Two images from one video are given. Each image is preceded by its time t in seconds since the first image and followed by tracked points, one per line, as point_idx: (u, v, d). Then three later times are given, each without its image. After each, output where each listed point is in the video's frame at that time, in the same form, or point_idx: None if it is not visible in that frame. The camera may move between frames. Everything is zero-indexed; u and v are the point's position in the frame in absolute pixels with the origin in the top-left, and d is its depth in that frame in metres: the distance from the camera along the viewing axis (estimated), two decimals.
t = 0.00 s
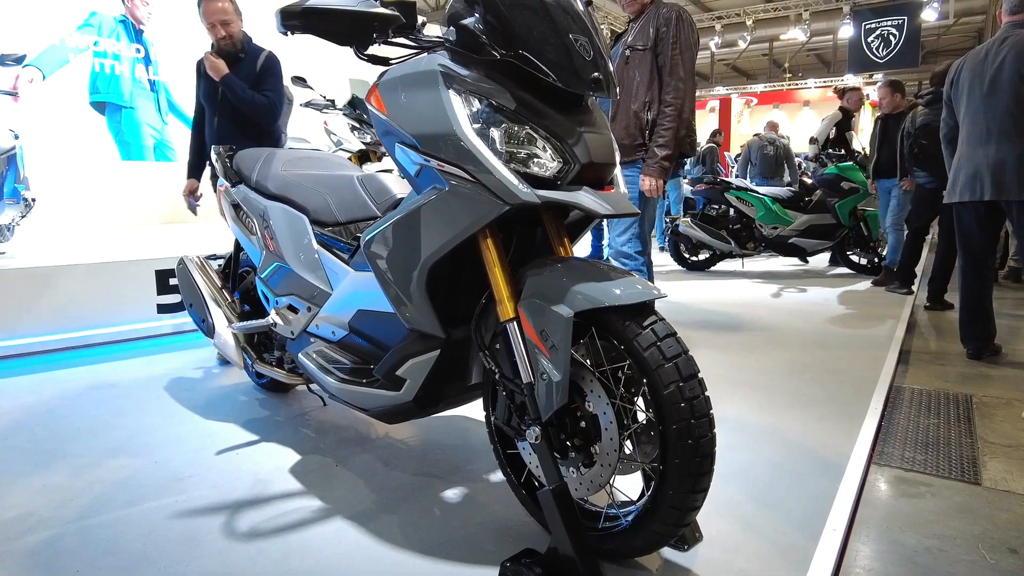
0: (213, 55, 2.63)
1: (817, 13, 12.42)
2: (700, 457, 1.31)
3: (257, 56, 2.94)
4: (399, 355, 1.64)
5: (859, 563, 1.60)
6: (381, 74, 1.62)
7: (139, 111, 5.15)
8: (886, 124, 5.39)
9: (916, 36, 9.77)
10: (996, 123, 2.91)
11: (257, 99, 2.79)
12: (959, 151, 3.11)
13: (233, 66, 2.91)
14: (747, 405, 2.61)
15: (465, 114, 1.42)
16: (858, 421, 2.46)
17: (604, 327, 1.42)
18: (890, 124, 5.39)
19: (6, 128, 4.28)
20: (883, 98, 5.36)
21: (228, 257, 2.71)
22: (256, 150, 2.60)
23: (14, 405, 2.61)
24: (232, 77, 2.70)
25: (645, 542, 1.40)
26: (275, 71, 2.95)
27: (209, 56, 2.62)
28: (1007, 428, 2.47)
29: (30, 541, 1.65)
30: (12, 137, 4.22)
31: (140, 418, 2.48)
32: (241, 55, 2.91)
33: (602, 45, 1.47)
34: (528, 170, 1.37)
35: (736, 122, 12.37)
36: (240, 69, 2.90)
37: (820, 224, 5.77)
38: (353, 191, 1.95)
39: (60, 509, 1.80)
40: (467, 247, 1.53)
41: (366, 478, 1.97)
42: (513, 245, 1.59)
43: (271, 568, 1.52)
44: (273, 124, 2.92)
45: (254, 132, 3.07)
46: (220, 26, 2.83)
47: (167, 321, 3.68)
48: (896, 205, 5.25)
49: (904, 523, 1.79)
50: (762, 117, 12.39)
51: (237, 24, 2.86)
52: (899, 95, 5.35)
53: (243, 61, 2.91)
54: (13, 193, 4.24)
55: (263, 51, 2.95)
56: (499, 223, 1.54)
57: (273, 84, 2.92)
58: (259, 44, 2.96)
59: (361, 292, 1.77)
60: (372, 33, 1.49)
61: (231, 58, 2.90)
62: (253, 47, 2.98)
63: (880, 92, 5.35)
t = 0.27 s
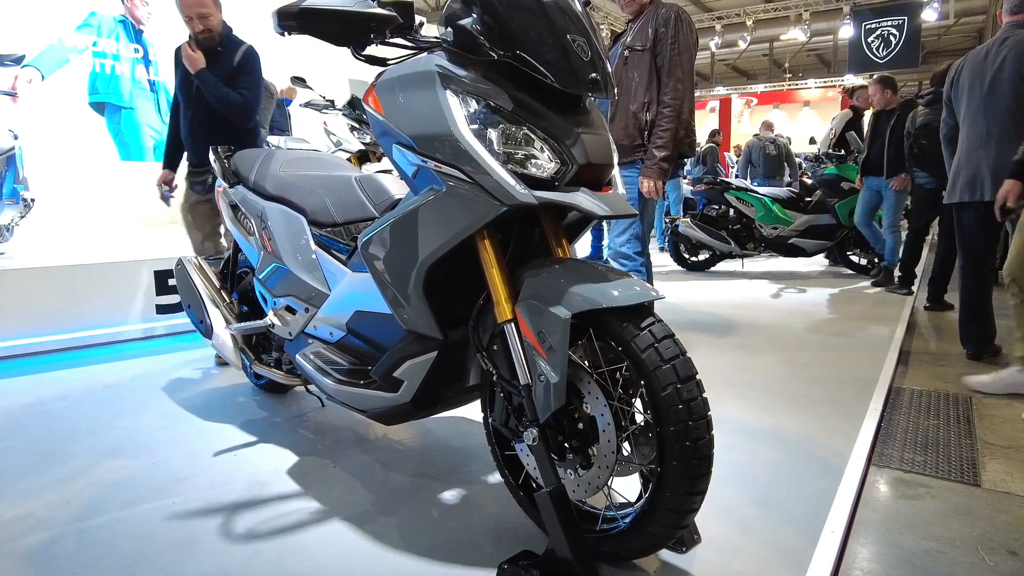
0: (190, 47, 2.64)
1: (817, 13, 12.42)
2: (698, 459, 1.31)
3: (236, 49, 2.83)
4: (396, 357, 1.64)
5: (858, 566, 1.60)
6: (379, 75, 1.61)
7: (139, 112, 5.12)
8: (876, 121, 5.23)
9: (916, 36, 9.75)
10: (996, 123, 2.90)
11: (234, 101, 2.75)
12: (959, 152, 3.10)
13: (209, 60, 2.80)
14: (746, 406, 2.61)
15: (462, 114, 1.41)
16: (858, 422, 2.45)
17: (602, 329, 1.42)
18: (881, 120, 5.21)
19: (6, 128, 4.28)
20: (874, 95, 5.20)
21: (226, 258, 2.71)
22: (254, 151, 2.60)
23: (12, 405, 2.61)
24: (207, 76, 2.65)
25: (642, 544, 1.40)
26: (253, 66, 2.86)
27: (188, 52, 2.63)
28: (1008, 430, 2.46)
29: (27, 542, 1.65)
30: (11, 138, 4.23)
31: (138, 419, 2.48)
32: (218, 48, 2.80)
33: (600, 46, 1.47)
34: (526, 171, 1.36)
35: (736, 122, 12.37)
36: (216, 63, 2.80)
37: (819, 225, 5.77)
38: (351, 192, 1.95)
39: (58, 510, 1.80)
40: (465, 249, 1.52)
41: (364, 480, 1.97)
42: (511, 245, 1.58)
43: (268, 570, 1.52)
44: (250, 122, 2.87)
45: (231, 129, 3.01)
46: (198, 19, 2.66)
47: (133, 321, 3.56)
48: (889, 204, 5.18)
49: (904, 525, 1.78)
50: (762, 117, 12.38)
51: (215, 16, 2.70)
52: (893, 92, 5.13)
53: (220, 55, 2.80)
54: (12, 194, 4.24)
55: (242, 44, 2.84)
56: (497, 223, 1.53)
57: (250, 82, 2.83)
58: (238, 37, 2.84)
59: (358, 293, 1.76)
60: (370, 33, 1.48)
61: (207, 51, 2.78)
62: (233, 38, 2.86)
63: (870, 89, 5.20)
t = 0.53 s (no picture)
0: (160, 44, 2.72)
1: (817, 13, 12.41)
2: (694, 461, 1.30)
3: (205, 44, 2.89)
4: (393, 358, 1.63)
5: (856, 567, 1.59)
6: (375, 75, 1.61)
7: (138, 112, 4.94)
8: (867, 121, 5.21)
9: (917, 36, 9.75)
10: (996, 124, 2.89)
11: (203, 96, 2.80)
12: (959, 153, 3.09)
13: (180, 55, 2.86)
14: (744, 407, 2.60)
15: (458, 115, 1.41)
16: (856, 422, 2.45)
17: (599, 330, 1.41)
18: (870, 120, 5.21)
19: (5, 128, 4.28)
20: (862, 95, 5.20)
21: (224, 259, 2.71)
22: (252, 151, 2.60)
23: (10, 406, 2.60)
24: (176, 73, 2.72)
25: (638, 546, 1.39)
26: (224, 59, 2.93)
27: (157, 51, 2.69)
28: (1006, 430, 2.46)
29: (22, 543, 1.64)
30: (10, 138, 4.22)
31: (135, 420, 2.47)
32: (189, 43, 2.87)
33: (597, 47, 1.47)
34: (522, 172, 1.36)
35: (736, 122, 12.36)
36: (187, 58, 2.87)
37: (821, 225, 5.83)
38: (348, 193, 1.94)
39: (54, 512, 1.79)
40: (461, 249, 1.52)
41: (360, 480, 1.96)
42: (508, 246, 1.58)
43: (264, 571, 1.51)
44: (221, 117, 2.92)
45: (204, 125, 3.09)
46: (164, 15, 2.74)
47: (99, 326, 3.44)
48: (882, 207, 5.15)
49: (902, 526, 1.78)
50: (762, 117, 12.38)
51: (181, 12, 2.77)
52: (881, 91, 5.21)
53: (191, 50, 2.87)
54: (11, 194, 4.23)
55: (213, 37, 2.91)
56: (493, 224, 1.53)
57: (220, 76, 2.89)
58: (209, 29, 2.91)
59: (355, 294, 1.76)
60: (365, 34, 1.49)
61: (178, 46, 2.85)
62: (204, 31, 2.92)
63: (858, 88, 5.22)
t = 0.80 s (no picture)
0: (119, 44, 2.76)
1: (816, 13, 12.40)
2: (690, 461, 1.30)
3: (165, 40, 2.83)
4: (389, 358, 1.63)
5: (853, 568, 1.59)
6: (371, 74, 1.61)
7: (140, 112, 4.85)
8: (850, 124, 5.12)
9: (916, 36, 9.74)
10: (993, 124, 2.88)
11: (166, 94, 2.79)
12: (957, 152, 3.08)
13: (139, 52, 2.80)
14: (743, 407, 2.60)
15: (454, 114, 1.41)
16: (854, 422, 2.44)
17: (595, 330, 1.41)
18: (854, 121, 5.11)
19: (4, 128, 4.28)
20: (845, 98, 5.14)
21: (222, 258, 2.70)
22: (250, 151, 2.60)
23: (8, 406, 2.60)
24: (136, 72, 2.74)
25: (635, 546, 1.39)
26: (186, 55, 2.87)
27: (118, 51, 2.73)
28: (1005, 430, 2.45)
29: (18, 543, 1.64)
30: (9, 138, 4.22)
31: (133, 420, 2.47)
32: (146, 40, 2.80)
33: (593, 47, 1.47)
34: (518, 171, 1.36)
35: (736, 122, 12.36)
36: (147, 57, 2.81)
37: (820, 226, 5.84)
38: (345, 193, 1.94)
39: (49, 512, 1.79)
40: (457, 249, 1.51)
41: (357, 481, 1.96)
42: (504, 246, 1.58)
43: (259, 572, 1.51)
44: (186, 115, 2.90)
45: (168, 125, 2.98)
46: (119, 13, 2.69)
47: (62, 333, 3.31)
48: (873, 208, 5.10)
49: (900, 527, 1.77)
50: (761, 117, 12.37)
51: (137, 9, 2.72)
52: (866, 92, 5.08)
53: (149, 48, 2.80)
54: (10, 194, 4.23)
55: (171, 32, 2.84)
56: (489, 223, 1.52)
57: (182, 73, 2.85)
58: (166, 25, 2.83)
59: (351, 294, 1.76)
60: (361, 33, 1.48)
61: (138, 45, 2.79)
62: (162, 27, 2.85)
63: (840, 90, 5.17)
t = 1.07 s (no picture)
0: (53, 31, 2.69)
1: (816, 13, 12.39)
2: (688, 462, 1.29)
3: (103, 30, 2.81)
4: (386, 358, 1.62)
5: (852, 569, 1.58)
6: (368, 74, 1.60)
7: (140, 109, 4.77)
8: (833, 122, 5.11)
9: (916, 36, 9.74)
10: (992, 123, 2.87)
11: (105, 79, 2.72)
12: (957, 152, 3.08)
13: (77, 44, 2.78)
14: (742, 407, 2.59)
15: (451, 113, 1.40)
16: (853, 423, 2.44)
17: (592, 330, 1.40)
18: (837, 119, 5.10)
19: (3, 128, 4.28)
20: (828, 96, 5.15)
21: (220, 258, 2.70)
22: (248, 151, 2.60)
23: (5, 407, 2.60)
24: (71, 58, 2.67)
25: (632, 547, 1.38)
26: (125, 44, 2.83)
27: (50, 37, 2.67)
28: (1005, 431, 2.45)
29: (13, 544, 1.63)
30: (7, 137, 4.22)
31: (131, 420, 2.46)
32: (83, 31, 2.78)
33: (591, 46, 1.46)
34: (515, 171, 1.35)
35: (736, 122, 12.36)
36: (83, 47, 2.77)
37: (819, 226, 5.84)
38: (343, 193, 1.93)
39: (46, 513, 1.78)
40: (455, 248, 1.51)
41: (355, 481, 1.95)
42: (502, 245, 1.57)
43: (256, 572, 1.51)
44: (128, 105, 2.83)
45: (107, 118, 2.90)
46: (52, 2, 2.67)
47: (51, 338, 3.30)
48: (852, 205, 5.12)
49: (899, 528, 1.77)
50: (761, 117, 12.37)
51: None
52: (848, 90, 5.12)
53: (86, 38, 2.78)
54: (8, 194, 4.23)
55: (109, 24, 2.82)
56: (487, 223, 1.52)
57: (122, 61, 2.80)
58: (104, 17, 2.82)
59: (348, 294, 1.75)
60: (358, 32, 1.48)
61: (73, 36, 2.77)
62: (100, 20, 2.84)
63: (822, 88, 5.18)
